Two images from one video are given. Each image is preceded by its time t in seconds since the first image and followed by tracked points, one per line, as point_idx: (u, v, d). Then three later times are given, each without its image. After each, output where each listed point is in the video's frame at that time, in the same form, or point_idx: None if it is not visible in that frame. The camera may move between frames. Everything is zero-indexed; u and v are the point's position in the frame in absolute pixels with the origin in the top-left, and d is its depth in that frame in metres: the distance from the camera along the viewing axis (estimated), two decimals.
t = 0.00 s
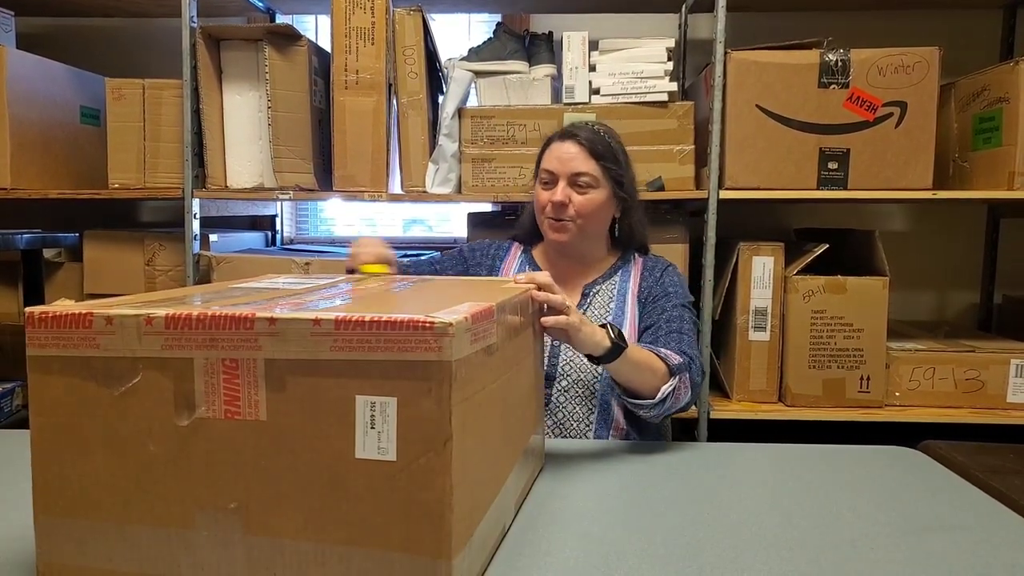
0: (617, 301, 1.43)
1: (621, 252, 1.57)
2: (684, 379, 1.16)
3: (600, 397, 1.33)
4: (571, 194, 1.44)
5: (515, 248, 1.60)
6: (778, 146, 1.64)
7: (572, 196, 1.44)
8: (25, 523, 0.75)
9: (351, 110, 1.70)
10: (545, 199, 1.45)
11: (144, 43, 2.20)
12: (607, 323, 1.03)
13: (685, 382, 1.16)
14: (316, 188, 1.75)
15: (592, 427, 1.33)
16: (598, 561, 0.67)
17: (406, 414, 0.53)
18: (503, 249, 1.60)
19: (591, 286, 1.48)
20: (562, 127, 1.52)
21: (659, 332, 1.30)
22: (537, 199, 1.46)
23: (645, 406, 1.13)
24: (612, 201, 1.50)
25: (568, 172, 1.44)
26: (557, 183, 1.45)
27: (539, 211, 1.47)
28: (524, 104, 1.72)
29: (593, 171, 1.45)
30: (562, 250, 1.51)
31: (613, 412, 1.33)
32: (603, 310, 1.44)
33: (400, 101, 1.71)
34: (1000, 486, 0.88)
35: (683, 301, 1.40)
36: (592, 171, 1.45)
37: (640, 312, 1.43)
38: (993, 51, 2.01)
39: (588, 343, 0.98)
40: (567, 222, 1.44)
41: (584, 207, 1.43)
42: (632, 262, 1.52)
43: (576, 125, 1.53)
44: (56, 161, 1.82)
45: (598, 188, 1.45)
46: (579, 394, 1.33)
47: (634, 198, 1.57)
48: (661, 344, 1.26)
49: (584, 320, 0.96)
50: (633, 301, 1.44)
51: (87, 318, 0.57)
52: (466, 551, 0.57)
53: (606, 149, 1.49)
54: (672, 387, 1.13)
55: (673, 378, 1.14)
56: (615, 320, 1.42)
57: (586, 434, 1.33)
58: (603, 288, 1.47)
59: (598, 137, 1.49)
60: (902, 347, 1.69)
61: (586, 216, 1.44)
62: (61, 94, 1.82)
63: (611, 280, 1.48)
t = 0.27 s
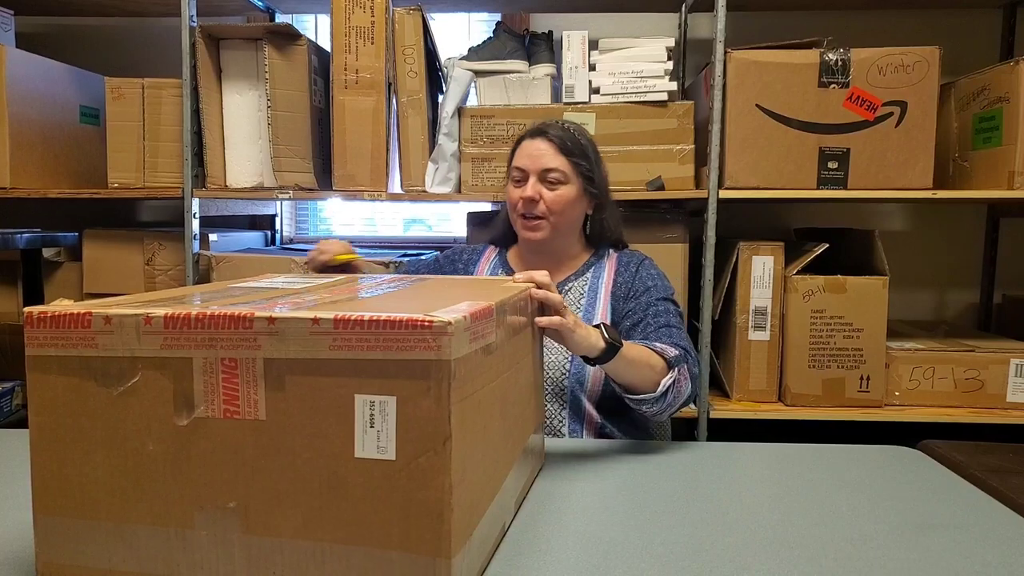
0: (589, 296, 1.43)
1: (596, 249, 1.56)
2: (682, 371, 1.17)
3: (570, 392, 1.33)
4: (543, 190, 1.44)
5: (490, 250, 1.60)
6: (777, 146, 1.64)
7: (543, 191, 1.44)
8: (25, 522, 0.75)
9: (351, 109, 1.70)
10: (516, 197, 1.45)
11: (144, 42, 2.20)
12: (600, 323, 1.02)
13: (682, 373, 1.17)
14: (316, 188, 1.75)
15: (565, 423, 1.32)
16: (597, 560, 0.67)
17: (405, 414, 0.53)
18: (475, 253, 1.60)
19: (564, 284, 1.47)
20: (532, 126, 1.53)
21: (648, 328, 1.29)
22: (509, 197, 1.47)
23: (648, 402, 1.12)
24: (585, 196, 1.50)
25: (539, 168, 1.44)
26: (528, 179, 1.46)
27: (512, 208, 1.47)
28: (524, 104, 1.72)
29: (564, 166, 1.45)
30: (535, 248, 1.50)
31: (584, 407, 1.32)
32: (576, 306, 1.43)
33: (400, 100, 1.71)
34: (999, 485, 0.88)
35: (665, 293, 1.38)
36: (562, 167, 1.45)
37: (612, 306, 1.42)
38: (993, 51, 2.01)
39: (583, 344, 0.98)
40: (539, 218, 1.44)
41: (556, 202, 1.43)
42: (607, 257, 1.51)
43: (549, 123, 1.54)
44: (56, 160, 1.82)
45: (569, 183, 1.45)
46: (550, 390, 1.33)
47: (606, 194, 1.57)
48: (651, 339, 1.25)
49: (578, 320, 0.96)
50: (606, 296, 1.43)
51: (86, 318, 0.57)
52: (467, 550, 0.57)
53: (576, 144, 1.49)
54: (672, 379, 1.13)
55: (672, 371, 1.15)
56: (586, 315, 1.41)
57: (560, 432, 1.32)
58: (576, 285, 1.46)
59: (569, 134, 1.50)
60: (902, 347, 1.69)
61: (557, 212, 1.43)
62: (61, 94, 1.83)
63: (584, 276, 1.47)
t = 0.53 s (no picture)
0: (592, 294, 1.42)
1: (593, 246, 1.56)
2: (681, 366, 1.17)
3: (581, 390, 1.33)
4: (541, 188, 1.43)
5: (488, 252, 1.60)
6: (777, 145, 1.64)
7: (542, 190, 1.43)
8: (25, 522, 0.75)
9: (350, 108, 1.70)
10: (515, 197, 1.44)
11: (144, 42, 2.20)
12: (601, 321, 1.03)
13: (681, 369, 1.17)
14: (316, 187, 1.75)
15: (574, 424, 1.33)
16: (597, 560, 0.67)
17: (405, 413, 0.53)
18: (477, 253, 1.60)
19: (563, 283, 1.46)
20: (524, 127, 1.52)
21: (645, 325, 1.30)
22: (507, 199, 1.46)
23: (646, 397, 1.13)
24: (581, 193, 1.50)
25: (535, 167, 1.44)
26: (525, 179, 1.45)
27: (510, 210, 1.46)
28: (524, 103, 1.72)
29: (560, 164, 1.45)
30: (537, 248, 1.50)
31: (595, 406, 1.32)
32: (579, 304, 1.43)
33: (400, 100, 1.71)
34: (1000, 485, 0.88)
35: (661, 291, 1.38)
36: (559, 164, 1.45)
37: (614, 303, 1.42)
38: (993, 50, 2.01)
39: (587, 341, 0.98)
40: (539, 217, 1.43)
41: (554, 200, 1.43)
42: (605, 254, 1.51)
43: (538, 123, 1.54)
44: (55, 159, 1.82)
45: (566, 180, 1.45)
46: (564, 389, 1.33)
47: (599, 190, 1.57)
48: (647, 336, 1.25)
49: (580, 317, 0.96)
50: (608, 294, 1.43)
51: (86, 317, 0.57)
52: (467, 550, 0.57)
53: (569, 142, 1.49)
54: (671, 375, 1.14)
55: (670, 367, 1.15)
56: (590, 314, 1.41)
57: (569, 432, 1.33)
58: (577, 284, 1.45)
59: (560, 132, 1.50)
60: (902, 346, 1.69)
61: (557, 209, 1.43)
62: (61, 94, 1.83)
63: (584, 275, 1.47)
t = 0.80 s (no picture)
0: (598, 296, 1.43)
1: (600, 246, 1.56)
2: (681, 371, 1.16)
3: (587, 393, 1.33)
4: (550, 187, 1.44)
5: (494, 250, 1.59)
6: (777, 145, 1.64)
7: (551, 189, 1.43)
8: (25, 522, 0.75)
9: (350, 108, 1.70)
10: (524, 196, 1.44)
11: (144, 41, 2.20)
12: (602, 322, 1.03)
13: (682, 373, 1.17)
14: (316, 187, 1.75)
15: (579, 427, 1.33)
16: (597, 560, 0.67)
17: (405, 413, 0.53)
18: (483, 251, 1.59)
19: (570, 285, 1.46)
20: (532, 126, 1.53)
21: (647, 328, 1.29)
22: (517, 197, 1.45)
23: (644, 401, 1.13)
24: (589, 193, 1.50)
25: (545, 166, 1.44)
26: (535, 178, 1.45)
27: (518, 208, 1.46)
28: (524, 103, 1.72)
29: (569, 163, 1.46)
30: (543, 247, 1.49)
31: (599, 409, 1.32)
32: (585, 304, 1.43)
33: (400, 100, 1.71)
34: (999, 484, 0.88)
35: (666, 294, 1.38)
36: (568, 163, 1.45)
37: (620, 305, 1.42)
38: (993, 50, 2.01)
39: (587, 341, 0.98)
40: (549, 216, 1.43)
41: (564, 199, 1.43)
42: (612, 254, 1.51)
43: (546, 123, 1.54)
44: (55, 159, 1.81)
45: (575, 179, 1.46)
46: (568, 391, 1.33)
47: (607, 190, 1.58)
48: (649, 339, 1.25)
49: (580, 317, 0.96)
50: (614, 296, 1.43)
51: (86, 317, 0.57)
52: (467, 549, 0.57)
53: (578, 141, 1.50)
54: (671, 379, 1.13)
55: (671, 370, 1.15)
56: (596, 315, 1.41)
57: (574, 434, 1.33)
58: (583, 285, 1.46)
59: (569, 131, 1.50)
60: (902, 346, 1.69)
61: (566, 209, 1.43)
62: (61, 94, 1.83)
63: (591, 276, 1.47)
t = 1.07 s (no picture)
0: (596, 298, 1.43)
1: (598, 248, 1.57)
2: (681, 374, 1.17)
3: (585, 395, 1.33)
4: (546, 187, 1.44)
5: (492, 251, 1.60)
6: (777, 145, 1.64)
7: (547, 189, 1.44)
8: (25, 522, 0.75)
9: (350, 108, 1.70)
10: (520, 194, 1.44)
11: (144, 42, 2.20)
12: (602, 323, 1.03)
13: (681, 375, 1.17)
14: (316, 187, 1.75)
15: (577, 428, 1.33)
16: (596, 559, 0.67)
17: (405, 413, 0.53)
18: (480, 252, 1.60)
19: (568, 286, 1.47)
20: (533, 125, 1.53)
21: (646, 331, 1.29)
22: (512, 195, 1.46)
23: (643, 403, 1.13)
24: (586, 195, 1.50)
25: (543, 165, 1.44)
26: (531, 176, 1.45)
27: (514, 207, 1.46)
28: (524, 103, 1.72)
29: (567, 164, 1.46)
30: (537, 247, 1.49)
31: (598, 411, 1.32)
32: (584, 306, 1.43)
33: (400, 100, 1.71)
34: (999, 484, 0.88)
35: (665, 296, 1.39)
36: (566, 164, 1.45)
37: (618, 307, 1.42)
38: (992, 50, 2.01)
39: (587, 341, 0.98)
40: (543, 216, 1.43)
41: (559, 200, 1.43)
42: (610, 256, 1.52)
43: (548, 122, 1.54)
44: (55, 159, 1.81)
45: (572, 180, 1.46)
46: (567, 393, 1.33)
47: (606, 194, 1.58)
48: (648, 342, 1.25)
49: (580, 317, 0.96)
50: (611, 298, 1.43)
51: (85, 317, 0.57)
52: (466, 549, 0.57)
53: (579, 142, 1.50)
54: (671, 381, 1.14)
55: (671, 372, 1.15)
56: (594, 317, 1.41)
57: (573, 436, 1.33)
58: (582, 286, 1.46)
59: (569, 132, 1.50)
60: (902, 346, 1.69)
61: (561, 210, 1.43)
62: (61, 94, 1.83)
63: (588, 277, 1.47)
